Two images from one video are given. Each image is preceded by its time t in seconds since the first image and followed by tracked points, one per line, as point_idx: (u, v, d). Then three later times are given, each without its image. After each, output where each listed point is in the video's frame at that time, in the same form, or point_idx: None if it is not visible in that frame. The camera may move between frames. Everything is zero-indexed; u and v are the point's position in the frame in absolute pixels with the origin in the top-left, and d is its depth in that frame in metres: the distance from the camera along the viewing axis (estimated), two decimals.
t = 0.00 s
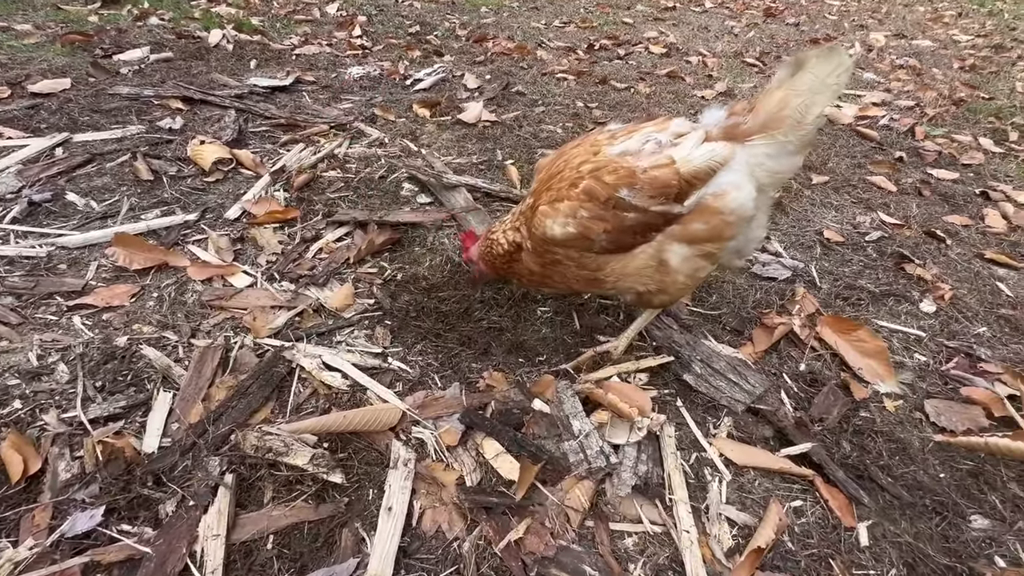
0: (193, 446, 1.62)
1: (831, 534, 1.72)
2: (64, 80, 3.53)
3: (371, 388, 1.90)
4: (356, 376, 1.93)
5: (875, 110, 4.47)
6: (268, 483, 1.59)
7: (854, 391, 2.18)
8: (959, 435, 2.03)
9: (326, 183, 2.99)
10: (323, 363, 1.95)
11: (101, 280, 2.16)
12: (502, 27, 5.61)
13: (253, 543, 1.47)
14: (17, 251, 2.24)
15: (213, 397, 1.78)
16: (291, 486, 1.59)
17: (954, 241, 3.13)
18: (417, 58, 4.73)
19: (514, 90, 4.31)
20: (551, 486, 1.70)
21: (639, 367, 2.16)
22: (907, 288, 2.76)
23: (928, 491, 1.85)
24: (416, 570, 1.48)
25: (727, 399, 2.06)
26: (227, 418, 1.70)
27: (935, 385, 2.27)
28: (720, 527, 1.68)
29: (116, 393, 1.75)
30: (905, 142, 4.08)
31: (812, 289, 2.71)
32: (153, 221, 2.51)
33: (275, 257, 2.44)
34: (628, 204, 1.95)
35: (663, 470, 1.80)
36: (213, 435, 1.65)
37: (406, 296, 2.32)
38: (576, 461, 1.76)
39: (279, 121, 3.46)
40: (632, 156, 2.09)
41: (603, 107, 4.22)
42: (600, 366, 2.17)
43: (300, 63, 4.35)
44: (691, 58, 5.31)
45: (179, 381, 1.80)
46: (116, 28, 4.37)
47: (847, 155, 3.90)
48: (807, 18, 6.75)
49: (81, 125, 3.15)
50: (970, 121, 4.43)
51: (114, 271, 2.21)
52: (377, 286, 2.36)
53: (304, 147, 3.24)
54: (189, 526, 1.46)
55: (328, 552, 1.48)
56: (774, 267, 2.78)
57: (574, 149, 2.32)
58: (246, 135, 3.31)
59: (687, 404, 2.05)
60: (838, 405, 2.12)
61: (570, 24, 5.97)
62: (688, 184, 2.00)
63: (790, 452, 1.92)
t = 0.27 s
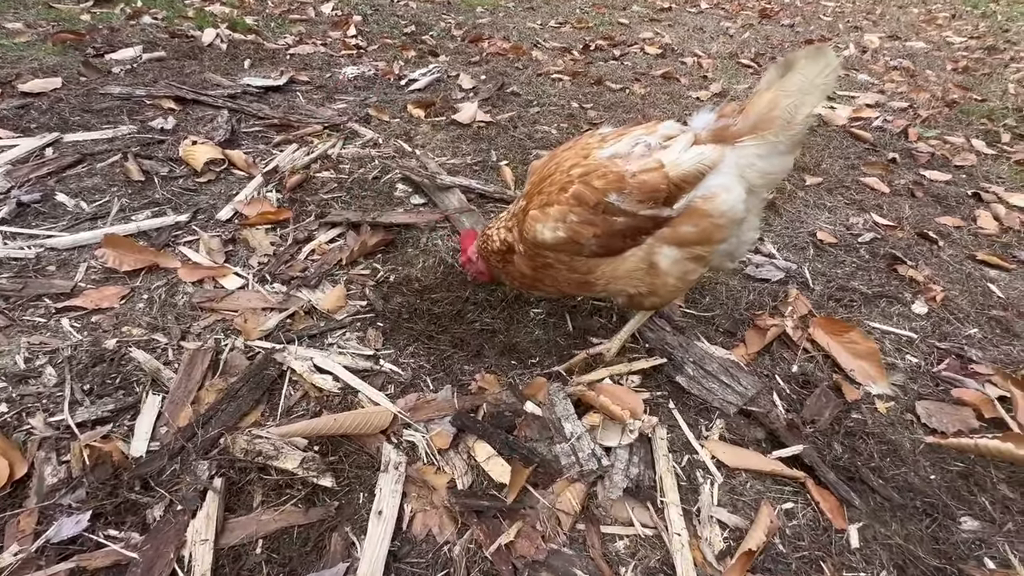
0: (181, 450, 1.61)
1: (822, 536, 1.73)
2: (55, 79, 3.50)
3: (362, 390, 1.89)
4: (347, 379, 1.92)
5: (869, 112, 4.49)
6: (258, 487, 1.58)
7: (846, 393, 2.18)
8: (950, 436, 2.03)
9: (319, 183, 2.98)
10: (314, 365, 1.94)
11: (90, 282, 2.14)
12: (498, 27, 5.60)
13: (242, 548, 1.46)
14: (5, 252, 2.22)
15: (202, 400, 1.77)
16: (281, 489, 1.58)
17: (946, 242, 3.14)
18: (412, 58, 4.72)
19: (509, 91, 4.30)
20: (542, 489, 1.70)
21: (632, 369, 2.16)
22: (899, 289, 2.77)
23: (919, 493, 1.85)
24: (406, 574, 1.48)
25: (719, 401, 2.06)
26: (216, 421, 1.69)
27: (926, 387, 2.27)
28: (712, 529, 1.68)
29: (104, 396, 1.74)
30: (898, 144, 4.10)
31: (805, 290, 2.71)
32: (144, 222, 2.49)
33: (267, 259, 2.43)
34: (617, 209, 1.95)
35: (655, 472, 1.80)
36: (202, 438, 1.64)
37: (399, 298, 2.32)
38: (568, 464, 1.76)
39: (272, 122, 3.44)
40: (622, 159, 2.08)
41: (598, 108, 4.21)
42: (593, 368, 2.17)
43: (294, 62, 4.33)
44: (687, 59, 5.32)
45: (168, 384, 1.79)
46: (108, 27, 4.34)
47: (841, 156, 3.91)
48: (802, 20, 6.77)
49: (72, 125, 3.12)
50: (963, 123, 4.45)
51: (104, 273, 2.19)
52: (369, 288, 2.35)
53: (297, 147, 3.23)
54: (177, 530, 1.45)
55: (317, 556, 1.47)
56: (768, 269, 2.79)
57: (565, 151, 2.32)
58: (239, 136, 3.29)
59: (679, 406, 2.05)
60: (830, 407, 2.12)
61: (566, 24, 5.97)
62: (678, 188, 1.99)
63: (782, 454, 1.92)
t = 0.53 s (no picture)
0: (173, 450, 1.60)
1: (816, 536, 1.73)
2: (50, 77, 3.48)
3: (356, 390, 1.89)
4: (341, 378, 1.91)
5: (864, 113, 4.50)
6: (251, 488, 1.57)
7: (840, 393, 2.19)
8: (943, 437, 2.03)
9: (315, 183, 2.97)
10: (308, 365, 1.94)
11: (82, 281, 2.13)
12: (495, 27, 5.59)
13: (234, 549, 1.45)
14: None
15: (195, 400, 1.76)
16: (274, 490, 1.58)
17: (941, 243, 3.15)
18: (409, 57, 4.71)
19: (506, 90, 4.30)
20: (537, 489, 1.70)
21: (627, 369, 2.16)
22: (893, 290, 2.78)
23: (912, 493, 1.86)
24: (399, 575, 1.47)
25: (714, 401, 2.06)
26: (209, 421, 1.68)
27: (920, 387, 2.28)
28: (706, 529, 1.68)
29: (96, 396, 1.73)
30: (894, 145, 4.11)
31: (800, 291, 2.72)
32: (138, 221, 2.48)
33: (261, 258, 2.42)
34: (611, 209, 1.95)
35: (649, 472, 1.80)
36: (195, 439, 1.63)
37: (394, 297, 2.31)
38: (563, 464, 1.75)
39: (268, 120, 3.43)
40: (616, 159, 2.08)
41: (595, 108, 4.21)
42: (588, 368, 2.16)
43: (291, 61, 4.32)
44: (683, 59, 5.33)
45: (161, 384, 1.78)
46: (104, 25, 4.32)
47: (836, 157, 3.92)
48: (798, 21, 6.79)
49: (66, 123, 3.11)
50: (958, 124, 4.47)
51: (97, 272, 2.18)
52: (364, 287, 2.35)
53: (293, 146, 3.22)
54: (169, 531, 1.44)
55: (310, 557, 1.46)
56: (763, 269, 2.79)
57: (560, 151, 2.31)
58: (234, 135, 3.28)
59: (674, 406, 2.05)
60: (824, 407, 2.12)
61: (563, 25, 5.97)
62: (672, 188, 1.98)
63: (776, 454, 1.92)
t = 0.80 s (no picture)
0: (164, 451, 1.58)
1: (811, 539, 1.72)
2: (44, 76, 3.46)
3: (350, 391, 1.87)
4: (334, 379, 1.90)
5: (862, 114, 4.50)
6: (242, 490, 1.56)
7: (836, 395, 2.18)
8: (939, 439, 2.02)
9: (310, 182, 2.95)
10: (301, 366, 1.92)
11: (74, 281, 2.11)
12: (493, 27, 5.58)
13: (224, 552, 1.44)
14: None
15: (187, 401, 1.75)
16: (265, 492, 1.56)
17: (937, 244, 3.15)
18: (406, 57, 4.70)
19: (504, 91, 4.29)
20: (531, 491, 1.69)
21: (622, 370, 2.15)
22: (890, 291, 2.77)
23: (908, 495, 1.85)
24: None
25: (709, 403, 2.05)
26: (200, 423, 1.67)
27: (916, 389, 2.27)
28: (700, 532, 1.67)
29: (86, 397, 1.71)
30: (891, 146, 4.11)
31: (796, 292, 2.71)
32: (131, 220, 2.46)
33: (255, 258, 2.40)
34: (609, 209, 1.94)
35: (644, 474, 1.79)
36: (185, 440, 1.62)
37: (389, 298, 2.30)
38: (557, 466, 1.74)
39: (263, 120, 3.41)
40: (614, 159, 2.07)
41: (592, 108, 4.21)
42: (583, 369, 2.15)
43: (287, 60, 4.30)
44: (681, 60, 5.32)
45: (152, 384, 1.77)
46: (99, 23, 4.30)
47: (834, 158, 3.92)
48: (796, 22, 6.79)
49: (60, 122, 3.09)
50: (955, 126, 4.47)
51: (89, 272, 2.16)
52: (359, 288, 2.33)
53: (289, 145, 3.20)
54: (158, 533, 1.43)
55: (301, 560, 1.45)
56: (760, 270, 2.78)
57: (558, 150, 2.30)
58: (229, 134, 3.26)
59: (669, 408, 2.04)
60: (820, 409, 2.12)
61: (561, 25, 5.96)
62: (670, 189, 1.98)
63: (772, 456, 1.92)
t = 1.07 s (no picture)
0: (162, 452, 1.58)
1: (809, 541, 1.72)
2: (43, 75, 3.45)
3: (348, 392, 1.87)
4: (332, 380, 1.90)
5: (860, 116, 4.51)
6: (239, 491, 1.56)
7: (834, 397, 2.19)
8: (936, 441, 2.02)
9: (309, 183, 2.95)
10: (300, 367, 1.92)
11: (73, 281, 2.11)
12: (493, 28, 5.59)
13: (221, 553, 1.44)
14: None
15: (185, 402, 1.74)
16: (263, 493, 1.56)
17: (935, 247, 3.16)
18: (406, 58, 4.70)
19: (503, 92, 4.29)
20: (529, 493, 1.69)
21: (621, 371, 2.15)
22: (888, 293, 2.78)
23: (905, 498, 1.86)
24: None
25: (707, 405, 2.06)
26: (198, 424, 1.67)
27: (913, 391, 2.28)
28: (698, 534, 1.68)
29: (84, 397, 1.71)
30: (889, 148, 4.12)
31: (795, 294, 2.72)
32: (129, 221, 2.46)
33: (254, 258, 2.40)
34: (606, 211, 1.95)
35: (642, 476, 1.79)
36: (183, 441, 1.62)
37: (388, 299, 2.30)
38: (555, 468, 1.75)
39: (262, 120, 3.41)
40: (613, 160, 2.08)
41: (591, 110, 4.21)
42: (582, 370, 2.15)
43: (287, 61, 4.30)
44: (680, 62, 5.33)
45: (150, 385, 1.77)
46: (98, 23, 4.30)
47: (832, 160, 3.93)
48: (795, 25, 6.80)
49: (58, 122, 3.08)
50: (953, 128, 4.48)
51: (87, 272, 2.16)
52: (358, 289, 2.33)
53: (288, 146, 3.20)
54: (155, 535, 1.43)
55: (299, 561, 1.45)
56: (758, 272, 2.79)
57: (559, 150, 2.31)
58: (228, 134, 3.26)
59: (667, 410, 2.04)
60: (818, 411, 2.12)
61: (561, 26, 5.97)
62: (667, 192, 1.98)
63: (770, 458, 1.92)
